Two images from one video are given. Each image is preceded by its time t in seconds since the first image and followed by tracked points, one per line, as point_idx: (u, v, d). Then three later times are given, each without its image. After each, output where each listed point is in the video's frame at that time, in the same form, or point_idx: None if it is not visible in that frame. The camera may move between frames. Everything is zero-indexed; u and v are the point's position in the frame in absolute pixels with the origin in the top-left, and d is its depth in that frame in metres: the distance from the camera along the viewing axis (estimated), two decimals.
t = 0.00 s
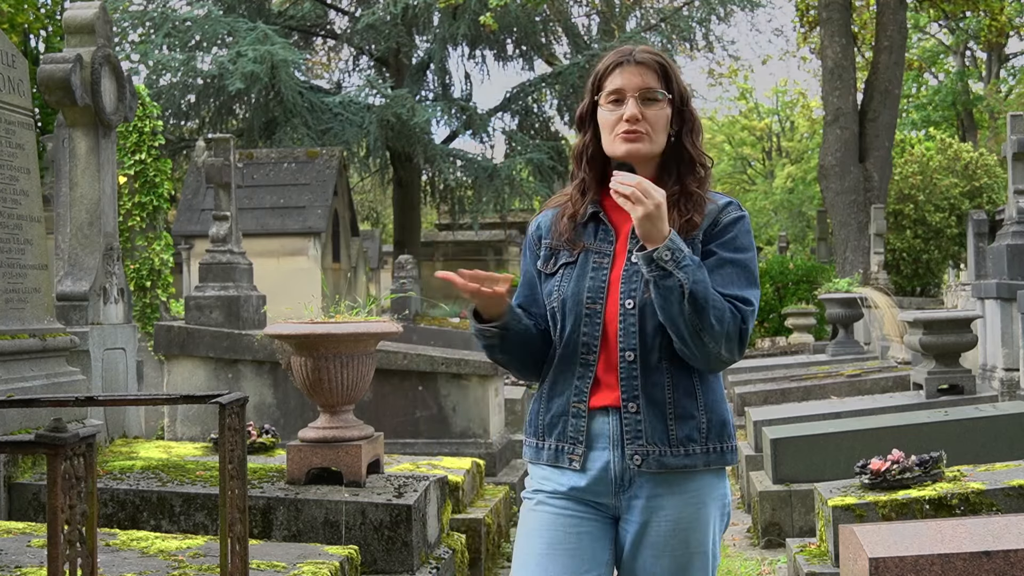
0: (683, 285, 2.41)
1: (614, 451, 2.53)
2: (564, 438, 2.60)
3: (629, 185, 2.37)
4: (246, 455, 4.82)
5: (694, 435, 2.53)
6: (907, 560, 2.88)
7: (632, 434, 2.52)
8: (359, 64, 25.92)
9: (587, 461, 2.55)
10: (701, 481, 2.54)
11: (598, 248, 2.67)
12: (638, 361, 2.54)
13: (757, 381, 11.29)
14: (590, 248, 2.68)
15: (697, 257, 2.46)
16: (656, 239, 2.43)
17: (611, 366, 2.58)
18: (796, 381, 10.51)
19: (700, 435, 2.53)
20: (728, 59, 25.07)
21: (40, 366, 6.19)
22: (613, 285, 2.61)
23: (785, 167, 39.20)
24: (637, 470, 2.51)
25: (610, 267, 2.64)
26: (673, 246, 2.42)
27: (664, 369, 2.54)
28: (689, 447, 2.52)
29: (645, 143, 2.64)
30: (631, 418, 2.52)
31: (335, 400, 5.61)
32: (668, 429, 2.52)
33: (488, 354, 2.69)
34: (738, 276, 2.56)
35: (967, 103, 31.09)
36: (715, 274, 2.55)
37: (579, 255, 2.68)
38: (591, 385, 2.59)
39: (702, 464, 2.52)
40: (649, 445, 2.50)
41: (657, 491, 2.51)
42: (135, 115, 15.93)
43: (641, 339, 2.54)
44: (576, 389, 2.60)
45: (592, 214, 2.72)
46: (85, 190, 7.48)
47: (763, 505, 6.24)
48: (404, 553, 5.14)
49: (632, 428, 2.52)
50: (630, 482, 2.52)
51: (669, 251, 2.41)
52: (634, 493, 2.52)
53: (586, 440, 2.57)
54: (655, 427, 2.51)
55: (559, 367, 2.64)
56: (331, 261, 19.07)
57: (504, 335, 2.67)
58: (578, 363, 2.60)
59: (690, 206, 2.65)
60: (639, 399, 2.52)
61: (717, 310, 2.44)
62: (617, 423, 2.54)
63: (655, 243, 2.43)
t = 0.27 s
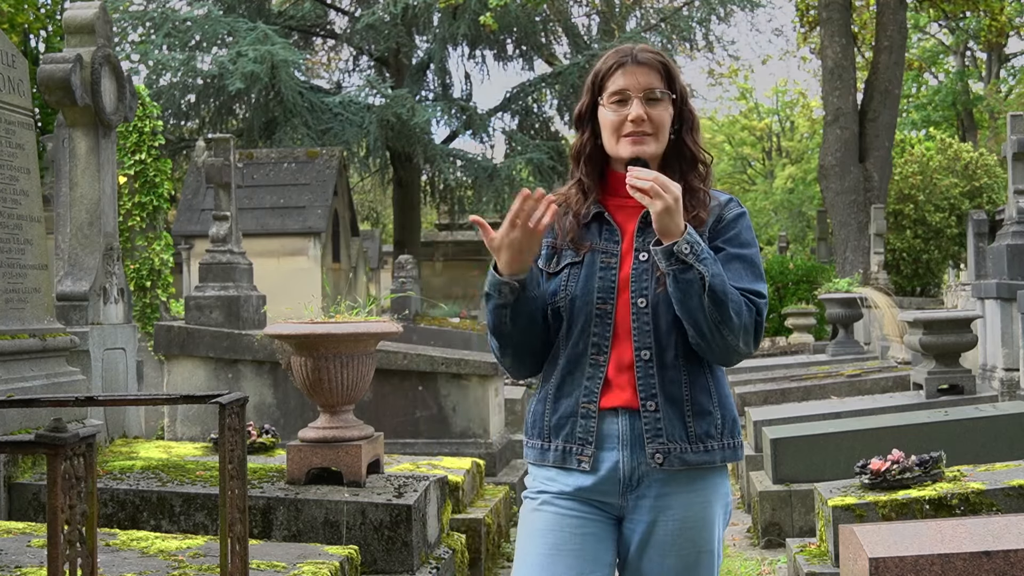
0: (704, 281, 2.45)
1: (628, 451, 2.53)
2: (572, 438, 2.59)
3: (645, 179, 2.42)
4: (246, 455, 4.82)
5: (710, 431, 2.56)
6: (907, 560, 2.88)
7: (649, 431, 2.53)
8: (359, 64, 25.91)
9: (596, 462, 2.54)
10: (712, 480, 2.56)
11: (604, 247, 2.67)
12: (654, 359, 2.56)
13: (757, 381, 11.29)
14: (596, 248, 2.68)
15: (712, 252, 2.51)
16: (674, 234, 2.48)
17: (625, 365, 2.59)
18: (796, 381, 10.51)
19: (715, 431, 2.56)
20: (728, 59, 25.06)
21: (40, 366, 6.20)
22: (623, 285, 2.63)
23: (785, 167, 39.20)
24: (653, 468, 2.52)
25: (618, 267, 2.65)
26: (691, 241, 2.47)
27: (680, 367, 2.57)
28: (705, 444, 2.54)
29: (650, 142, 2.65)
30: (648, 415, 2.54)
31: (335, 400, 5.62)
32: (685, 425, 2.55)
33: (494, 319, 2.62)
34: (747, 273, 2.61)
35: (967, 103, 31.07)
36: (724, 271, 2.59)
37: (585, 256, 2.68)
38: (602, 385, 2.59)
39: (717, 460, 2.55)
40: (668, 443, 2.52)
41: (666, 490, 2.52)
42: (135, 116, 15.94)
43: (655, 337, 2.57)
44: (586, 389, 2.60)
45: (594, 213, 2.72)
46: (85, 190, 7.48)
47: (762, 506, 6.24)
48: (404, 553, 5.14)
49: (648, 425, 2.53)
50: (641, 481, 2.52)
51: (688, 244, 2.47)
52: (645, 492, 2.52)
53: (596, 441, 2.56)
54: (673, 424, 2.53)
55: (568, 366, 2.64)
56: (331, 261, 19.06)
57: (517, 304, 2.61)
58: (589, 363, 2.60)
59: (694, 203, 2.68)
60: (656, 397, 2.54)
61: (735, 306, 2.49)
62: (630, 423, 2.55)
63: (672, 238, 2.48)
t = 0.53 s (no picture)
0: (704, 287, 2.45)
1: (630, 450, 2.54)
2: (575, 438, 2.59)
3: (652, 186, 2.40)
4: (246, 455, 4.82)
5: (709, 432, 2.56)
6: (906, 560, 2.88)
7: (650, 431, 2.53)
8: (359, 64, 25.92)
9: (599, 462, 2.55)
10: (714, 480, 2.56)
11: (607, 248, 2.68)
12: (655, 359, 2.57)
13: (757, 381, 11.29)
14: (598, 248, 2.69)
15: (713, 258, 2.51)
16: (676, 242, 2.47)
17: (627, 364, 2.59)
18: (796, 381, 10.51)
19: (714, 432, 2.57)
20: (728, 59, 25.07)
21: (40, 366, 6.19)
22: (625, 286, 2.63)
23: (785, 166, 39.21)
24: (654, 468, 2.53)
25: (620, 268, 2.66)
26: (694, 248, 2.46)
27: (680, 368, 2.58)
28: (705, 444, 2.55)
29: (654, 152, 2.64)
30: (650, 416, 2.54)
31: (335, 400, 5.61)
32: (686, 425, 2.55)
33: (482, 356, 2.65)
34: (747, 278, 2.61)
35: (967, 103, 31.08)
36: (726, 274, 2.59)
37: (587, 256, 2.68)
38: (604, 383, 2.59)
39: (717, 461, 2.56)
40: (668, 443, 2.53)
41: (669, 490, 2.52)
42: (135, 115, 15.94)
43: (657, 337, 2.58)
44: (588, 389, 2.60)
45: (598, 219, 2.72)
46: (85, 190, 7.48)
47: (762, 506, 6.24)
48: (404, 553, 5.14)
49: (649, 425, 2.54)
50: (644, 480, 2.53)
51: (690, 252, 2.46)
52: (647, 492, 2.53)
53: (599, 440, 2.56)
54: (674, 425, 2.54)
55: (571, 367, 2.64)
56: (331, 261, 19.07)
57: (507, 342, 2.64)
58: (590, 361, 2.60)
59: (696, 206, 2.69)
60: (657, 397, 2.55)
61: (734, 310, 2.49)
62: (632, 422, 2.55)
63: (674, 245, 2.47)
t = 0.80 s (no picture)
0: (701, 290, 2.46)
1: (629, 450, 2.54)
2: (574, 438, 2.59)
3: (649, 190, 2.40)
4: (246, 455, 4.82)
5: (709, 432, 2.56)
6: (906, 560, 2.88)
7: (649, 431, 2.53)
8: (359, 64, 25.92)
9: (599, 462, 2.55)
10: (713, 481, 2.56)
11: (607, 250, 2.69)
12: (654, 360, 2.57)
13: (757, 381, 11.29)
14: (598, 250, 2.69)
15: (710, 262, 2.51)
16: (674, 244, 2.47)
17: (626, 366, 2.60)
18: (796, 381, 10.51)
19: (714, 433, 2.57)
20: (728, 59, 25.07)
21: (40, 366, 6.19)
22: (625, 287, 2.63)
23: (785, 166, 39.21)
24: (655, 468, 2.52)
25: (620, 269, 2.66)
26: (692, 251, 2.47)
27: (678, 369, 2.58)
28: (705, 444, 2.55)
29: (654, 159, 2.64)
30: (648, 416, 2.54)
31: (335, 400, 5.61)
32: (684, 426, 2.55)
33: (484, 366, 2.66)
34: (746, 282, 2.62)
35: (967, 103, 31.08)
36: (725, 277, 2.60)
37: (587, 257, 2.69)
38: (603, 384, 2.60)
39: (718, 461, 2.55)
40: (667, 443, 2.53)
41: (668, 490, 2.52)
42: (135, 115, 15.93)
43: (656, 338, 2.58)
44: (587, 389, 2.60)
45: (599, 222, 2.73)
46: (85, 190, 7.48)
47: (762, 506, 6.24)
48: (404, 553, 5.14)
49: (648, 425, 2.54)
50: (643, 481, 2.53)
51: (687, 255, 2.46)
52: (646, 493, 2.53)
53: (598, 440, 2.57)
54: (673, 425, 2.54)
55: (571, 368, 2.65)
56: (331, 261, 19.07)
57: (505, 354, 2.65)
58: (589, 362, 2.60)
59: (696, 211, 2.69)
60: (656, 398, 2.55)
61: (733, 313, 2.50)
62: (631, 422, 2.56)
63: (672, 248, 2.48)
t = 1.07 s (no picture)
0: (697, 291, 2.45)
1: (628, 450, 2.54)
2: (573, 437, 2.59)
3: (643, 193, 2.40)
4: (246, 455, 4.82)
5: (709, 432, 2.56)
6: (907, 560, 2.88)
7: (647, 431, 2.53)
8: (359, 64, 25.91)
9: (597, 461, 2.55)
10: (712, 480, 2.56)
11: (607, 250, 2.69)
12: (652, 360, 2.57)
13: (757, 381, 11.29)
14: (598, 250, 2.69)
15: (707, 263, 2.51)
16: (669, 245, 2.46)
17: (624, 366, 2.60)
18: (796, 381, 10.51)
19: (713, 432, 2.56)
20: (729, 59, 25.06)
21: (40, 366, 6.19)
22: (623, 287, 2.64)
23: (785, 166, 39.22)
24: (653, 468, 2.52)
25: (619, 269, 2.66)
26: (687, 252, 2.46)
27: (676, 368, 2.58)
28: (704, 444, 2.55)
29: (651, 160, 2.64)
30: (646, 416, 2.54)
31: (335, 401, 5.61)
32: (683, 426, 2.55)
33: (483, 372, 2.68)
34: (746, 280, 2.61)
35: (967, 103, 31.07)
36: (724, 277, 2.59)
37: (587, 257, 2.69)
38: (600, 383, 2.60)
39: (717, 460, 2.55)
40: (665, 442, 2.52)
41: (666, 490, 2.52)
42: (135, 115, 15.94)
43: (654, 338, 2.58)
44: (585, 389, 2.60)
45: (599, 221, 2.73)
46: (84, 190, 7.48)
47: (762, 506, 6.24)
48: (404, 553, 5.14)
49: (646, 425, 2.54)
50: (641, 480, 2.53)
51: (682, 256, 2.46)
52: (644, 493, 2.53)
53: (596, 440, 2.57)
54: (671, 425, 2.54)
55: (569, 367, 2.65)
56: (331, 261, 19.07)
57: (501, 360, 2.66)
58: (588, 362, 2.61)
59: (697, 210, 2.68)
60: (654, 398, 2.55)
61: (730, 313, 2.49)
62: (629, 421, 2.56)
63: (668, 250, 2.47)
